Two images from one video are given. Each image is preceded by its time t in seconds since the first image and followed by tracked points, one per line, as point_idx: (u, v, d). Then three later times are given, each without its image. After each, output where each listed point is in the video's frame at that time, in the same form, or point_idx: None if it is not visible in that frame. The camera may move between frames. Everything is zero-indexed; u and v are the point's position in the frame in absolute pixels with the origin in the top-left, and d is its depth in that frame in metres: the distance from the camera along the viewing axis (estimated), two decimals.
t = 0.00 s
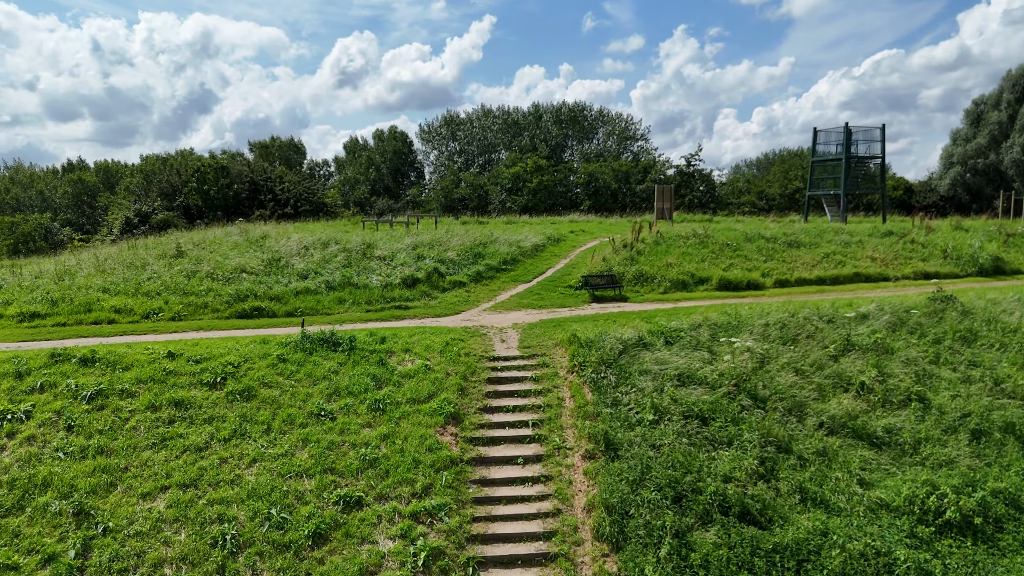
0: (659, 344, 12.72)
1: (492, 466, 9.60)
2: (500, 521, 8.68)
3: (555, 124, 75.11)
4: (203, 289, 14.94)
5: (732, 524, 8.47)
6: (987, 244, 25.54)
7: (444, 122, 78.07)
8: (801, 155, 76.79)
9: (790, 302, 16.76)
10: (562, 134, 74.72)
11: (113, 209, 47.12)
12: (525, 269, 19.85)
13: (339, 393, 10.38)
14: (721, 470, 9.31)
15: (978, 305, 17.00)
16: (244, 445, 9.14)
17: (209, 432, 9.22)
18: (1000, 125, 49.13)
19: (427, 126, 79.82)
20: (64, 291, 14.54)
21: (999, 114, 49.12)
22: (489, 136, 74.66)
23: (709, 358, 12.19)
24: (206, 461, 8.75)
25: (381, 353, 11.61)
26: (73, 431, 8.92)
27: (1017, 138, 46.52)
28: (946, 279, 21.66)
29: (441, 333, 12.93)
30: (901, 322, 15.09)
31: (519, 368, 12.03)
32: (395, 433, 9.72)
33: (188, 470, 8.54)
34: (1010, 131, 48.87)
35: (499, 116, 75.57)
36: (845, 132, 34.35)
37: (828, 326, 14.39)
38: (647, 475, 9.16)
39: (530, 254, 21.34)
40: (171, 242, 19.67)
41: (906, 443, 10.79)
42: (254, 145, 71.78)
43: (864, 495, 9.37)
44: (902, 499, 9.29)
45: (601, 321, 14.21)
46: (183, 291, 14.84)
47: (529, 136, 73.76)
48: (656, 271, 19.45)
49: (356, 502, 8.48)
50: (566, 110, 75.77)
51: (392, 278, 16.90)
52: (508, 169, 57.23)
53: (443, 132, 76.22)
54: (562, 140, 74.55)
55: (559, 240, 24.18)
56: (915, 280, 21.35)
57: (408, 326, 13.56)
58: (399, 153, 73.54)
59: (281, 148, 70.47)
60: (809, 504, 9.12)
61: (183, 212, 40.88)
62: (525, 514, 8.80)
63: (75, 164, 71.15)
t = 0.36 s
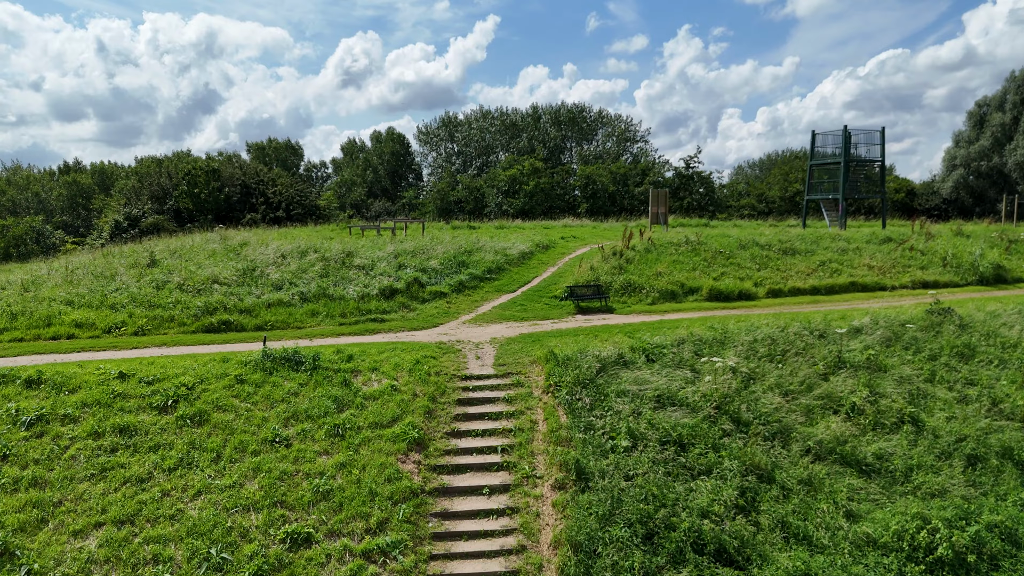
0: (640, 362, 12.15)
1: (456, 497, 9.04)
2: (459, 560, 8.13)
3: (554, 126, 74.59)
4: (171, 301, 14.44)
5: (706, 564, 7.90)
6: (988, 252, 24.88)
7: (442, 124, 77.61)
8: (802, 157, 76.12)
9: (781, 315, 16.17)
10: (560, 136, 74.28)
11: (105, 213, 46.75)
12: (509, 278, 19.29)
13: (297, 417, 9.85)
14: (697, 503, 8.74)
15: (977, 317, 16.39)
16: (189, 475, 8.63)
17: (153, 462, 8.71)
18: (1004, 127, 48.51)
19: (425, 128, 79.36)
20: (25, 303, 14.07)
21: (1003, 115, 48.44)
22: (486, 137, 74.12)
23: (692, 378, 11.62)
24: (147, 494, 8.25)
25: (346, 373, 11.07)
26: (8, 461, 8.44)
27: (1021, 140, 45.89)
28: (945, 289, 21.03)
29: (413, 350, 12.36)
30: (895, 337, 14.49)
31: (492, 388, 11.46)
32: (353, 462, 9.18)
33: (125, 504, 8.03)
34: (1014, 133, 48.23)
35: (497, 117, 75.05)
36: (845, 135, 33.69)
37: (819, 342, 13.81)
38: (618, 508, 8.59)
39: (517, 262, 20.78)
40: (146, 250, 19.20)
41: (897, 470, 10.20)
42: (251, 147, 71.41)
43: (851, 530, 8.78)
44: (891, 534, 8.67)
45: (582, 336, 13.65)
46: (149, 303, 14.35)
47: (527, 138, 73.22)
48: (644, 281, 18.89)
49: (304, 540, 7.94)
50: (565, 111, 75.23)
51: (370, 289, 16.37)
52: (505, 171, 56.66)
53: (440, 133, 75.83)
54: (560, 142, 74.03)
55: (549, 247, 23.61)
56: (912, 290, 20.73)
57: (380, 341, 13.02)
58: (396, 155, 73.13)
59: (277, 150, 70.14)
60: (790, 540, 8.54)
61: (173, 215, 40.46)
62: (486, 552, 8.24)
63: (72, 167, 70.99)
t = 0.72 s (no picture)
0: (618, 382, 11.58)
1: (414, 533, 8.48)
2: None
3: (552, 128, 74.05)
4: (135, 314, 13.94)
5: None
6: (990, 259, 24.19)
7: (439, 125, 77.14)
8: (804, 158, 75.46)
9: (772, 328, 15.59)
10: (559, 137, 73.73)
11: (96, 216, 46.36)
12: (494, 287, 18.74)
13: (250, 444, 9.31)
14: (669, 541, 8.14)
15: (977, 331, 15.74)
16: (127, 510, 8.11)
17: (90, 495, 8.22)
18: (1007, 129, 47.78)
19: (423, 129, 78.87)
20: None
21: (1007, 117, 47.66)
22: (485, 138, 73.55)
23: (672, 401, 11.05)
24: (78, 531, 7.74)
25: (307, 394, 10.53)
26: None
27: None
28: (944, 299, 20.42)
29: (382, 369, 11.80)
30: (889, 354, 13.91)
31: (462, 410, 10.90)
32: (305, 494, 8.63)
33: (54, 544, 7.53)
34: (1018, 135, 47.52)
35: (495, 119, 74.48)
36: (844, 138, 33.00)
37: (810, 358, 13.22)
38: (585, 548, 8.01)
39: (502, 270, 20.21)
40: (120, 259, 18.73)
41: (887, 501, 9.60)
42: (247, 149, 71.03)
43: (836, 570, 8.15)
44: None
45: (562, 353, 13.08)
46: (113, 316, 13.87)
47: (525, 139, 72.64)
48: (632, 291, 18.33)
49: None
50: (564, 112, 74.65)
51: (346, 300, 15.83)
52: (501, 173, 56.05)
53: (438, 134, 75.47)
54: (559, 143, 73.54)
55: (537, 254, 23.05)
56: (910, 300, 20.13)
57: (349, 358, 12.46)
58: (393, 156, 72.93)
59: (274, 152, 69.82)
60: None
61: (164, 219, 40.04)
62: None
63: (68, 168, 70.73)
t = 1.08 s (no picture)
0: (599, 406, 10.94)
1: None
2: None
3: (552, 129, 73.42)
4: (99, 329, 13.38)
5: None
6: (994, 268, 23.46)
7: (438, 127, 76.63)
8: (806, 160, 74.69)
9: (765, 344, 14.93)
10: (558, 139, 73.09)
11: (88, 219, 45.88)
12: (479, 298, 18.11)
13: (198, 477, 8.72)
14: None
15: (980, 347, 15.06)
16: (58, 552, 7.53)
17: (19, 535, 7.64)
18: (1013, 131, 47.04)
19: (421, 131, 78.32)
20: None
21: (1012, 119, 46.90)
22: (483, 140, 72.95)
23: (655, 428, 10.44)
24: None
25: (266, 420, 9.94)
26: None
27: None
28: (946, 310, 19.75)
29: (349, 391, 11.18)
30: (886, 373, 13.25)
31: (432, 436, 10.28)
32: (253, 534, 8.02)
33: None
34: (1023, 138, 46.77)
35: (494, 120, 73.86)
36: (845, 142, 32.26)
37: (803, 378, 12.57)
38: None
39: (489, 280, 19.58)
40: (94, 269, 18.20)
41: (882, 538, 8.91)
42: (244, 150, 70.60)
43: None
44: None
45: (542, 372, 12.44)
46: (76, 332, 13.32)
47: (524, 141, 71.99)
48: (621, 303, 17.70)
49: None
50: (563, 114, 74.03)
51: (322, 313, 15.24)
52: (499, 176, 55.44)
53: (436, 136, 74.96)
54: (558, 145, 72.97)
55: (527, 263, 22.42)
56: (911, 311, 19.45)
57: (317, 378, 11.87)
58: (391, 158, 72.62)
59: (271, 154, 69.44)
60: None
61: (155, 223, 39.55)
62: None
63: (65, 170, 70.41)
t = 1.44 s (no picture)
0: (578, 433, 10.29)
1: None
2: None
3: (551, 131, 72.83)
4: (58, 346, 12.80)
5: None
6: (999, 277, 22.71)
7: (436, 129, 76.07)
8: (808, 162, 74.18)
9: (758, 362, 14.26)
10: (558, 141, 72.48)
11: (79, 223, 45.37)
12: (463, 310, 17.46)
13: (139, 515, 8.10)
14: None
15: (983, 363, 14.35)
16: None
17: None
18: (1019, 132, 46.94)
19: (420, 132, 77.75)
20: None
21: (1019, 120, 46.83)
22: (483, 141, 72.35)
23: (635, 457, 9.78)
24: None
25: (219, 449, 9.31)
26: None
27: None
28: (949, 322, 19.05)
29: (314, 415, 10.55)
30: (885, 394, 12.59)
31: (398, 466, 9.64)
32: None
33: None
34: None
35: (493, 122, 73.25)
36: (846, 145, 31.50)
37: (797, 399, 11.89)
38: None
39: (475, 289, 18.92)
40: (66, 279, 17.63)
41: None
42: (241, 152, 70.13)
43: None
44: None
45: (521, 394, 11.78)
46: (34, 349, 12.74)
47: (523, 143, 71.36)
48: (610, 315, 17.04)
49: None
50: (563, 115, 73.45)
51: (295, 328, 14.63)
52: (496, 178, 54.82)
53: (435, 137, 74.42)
54: (558, 147, 72.41)
55: (516, 270, 21.74)
56: (912, 323, 18.76)
57: (282, 400, 11.24)
58: (389, 160, 72.04)
59: (269, 155, 68.97)
60: None
61: (145, 226, 39.02)
62: None
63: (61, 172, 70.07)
